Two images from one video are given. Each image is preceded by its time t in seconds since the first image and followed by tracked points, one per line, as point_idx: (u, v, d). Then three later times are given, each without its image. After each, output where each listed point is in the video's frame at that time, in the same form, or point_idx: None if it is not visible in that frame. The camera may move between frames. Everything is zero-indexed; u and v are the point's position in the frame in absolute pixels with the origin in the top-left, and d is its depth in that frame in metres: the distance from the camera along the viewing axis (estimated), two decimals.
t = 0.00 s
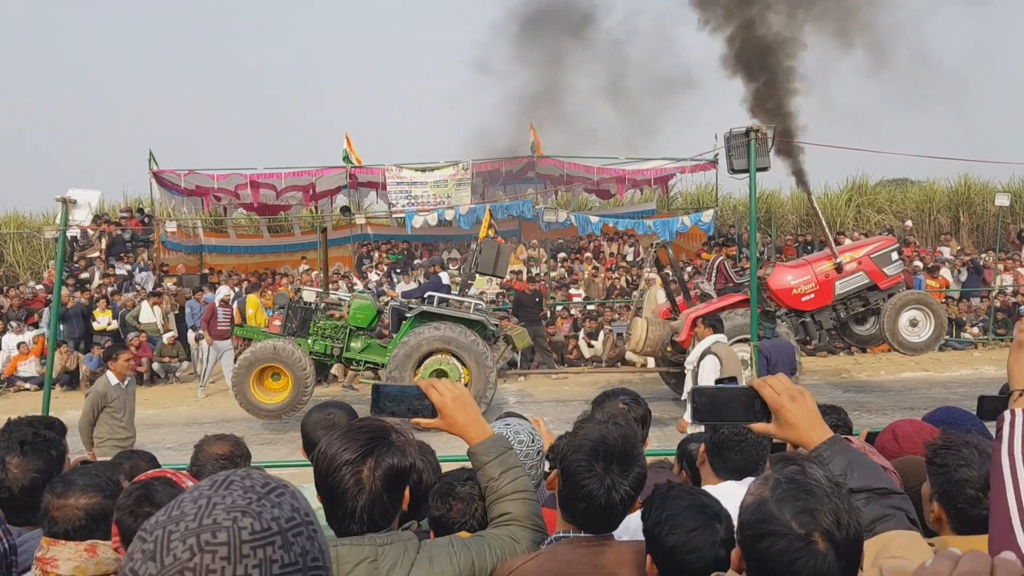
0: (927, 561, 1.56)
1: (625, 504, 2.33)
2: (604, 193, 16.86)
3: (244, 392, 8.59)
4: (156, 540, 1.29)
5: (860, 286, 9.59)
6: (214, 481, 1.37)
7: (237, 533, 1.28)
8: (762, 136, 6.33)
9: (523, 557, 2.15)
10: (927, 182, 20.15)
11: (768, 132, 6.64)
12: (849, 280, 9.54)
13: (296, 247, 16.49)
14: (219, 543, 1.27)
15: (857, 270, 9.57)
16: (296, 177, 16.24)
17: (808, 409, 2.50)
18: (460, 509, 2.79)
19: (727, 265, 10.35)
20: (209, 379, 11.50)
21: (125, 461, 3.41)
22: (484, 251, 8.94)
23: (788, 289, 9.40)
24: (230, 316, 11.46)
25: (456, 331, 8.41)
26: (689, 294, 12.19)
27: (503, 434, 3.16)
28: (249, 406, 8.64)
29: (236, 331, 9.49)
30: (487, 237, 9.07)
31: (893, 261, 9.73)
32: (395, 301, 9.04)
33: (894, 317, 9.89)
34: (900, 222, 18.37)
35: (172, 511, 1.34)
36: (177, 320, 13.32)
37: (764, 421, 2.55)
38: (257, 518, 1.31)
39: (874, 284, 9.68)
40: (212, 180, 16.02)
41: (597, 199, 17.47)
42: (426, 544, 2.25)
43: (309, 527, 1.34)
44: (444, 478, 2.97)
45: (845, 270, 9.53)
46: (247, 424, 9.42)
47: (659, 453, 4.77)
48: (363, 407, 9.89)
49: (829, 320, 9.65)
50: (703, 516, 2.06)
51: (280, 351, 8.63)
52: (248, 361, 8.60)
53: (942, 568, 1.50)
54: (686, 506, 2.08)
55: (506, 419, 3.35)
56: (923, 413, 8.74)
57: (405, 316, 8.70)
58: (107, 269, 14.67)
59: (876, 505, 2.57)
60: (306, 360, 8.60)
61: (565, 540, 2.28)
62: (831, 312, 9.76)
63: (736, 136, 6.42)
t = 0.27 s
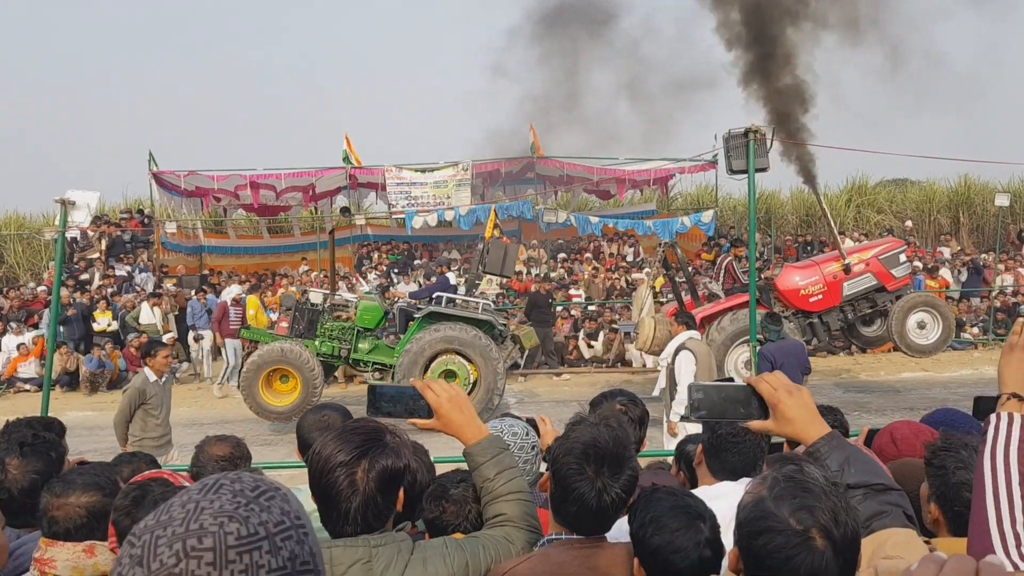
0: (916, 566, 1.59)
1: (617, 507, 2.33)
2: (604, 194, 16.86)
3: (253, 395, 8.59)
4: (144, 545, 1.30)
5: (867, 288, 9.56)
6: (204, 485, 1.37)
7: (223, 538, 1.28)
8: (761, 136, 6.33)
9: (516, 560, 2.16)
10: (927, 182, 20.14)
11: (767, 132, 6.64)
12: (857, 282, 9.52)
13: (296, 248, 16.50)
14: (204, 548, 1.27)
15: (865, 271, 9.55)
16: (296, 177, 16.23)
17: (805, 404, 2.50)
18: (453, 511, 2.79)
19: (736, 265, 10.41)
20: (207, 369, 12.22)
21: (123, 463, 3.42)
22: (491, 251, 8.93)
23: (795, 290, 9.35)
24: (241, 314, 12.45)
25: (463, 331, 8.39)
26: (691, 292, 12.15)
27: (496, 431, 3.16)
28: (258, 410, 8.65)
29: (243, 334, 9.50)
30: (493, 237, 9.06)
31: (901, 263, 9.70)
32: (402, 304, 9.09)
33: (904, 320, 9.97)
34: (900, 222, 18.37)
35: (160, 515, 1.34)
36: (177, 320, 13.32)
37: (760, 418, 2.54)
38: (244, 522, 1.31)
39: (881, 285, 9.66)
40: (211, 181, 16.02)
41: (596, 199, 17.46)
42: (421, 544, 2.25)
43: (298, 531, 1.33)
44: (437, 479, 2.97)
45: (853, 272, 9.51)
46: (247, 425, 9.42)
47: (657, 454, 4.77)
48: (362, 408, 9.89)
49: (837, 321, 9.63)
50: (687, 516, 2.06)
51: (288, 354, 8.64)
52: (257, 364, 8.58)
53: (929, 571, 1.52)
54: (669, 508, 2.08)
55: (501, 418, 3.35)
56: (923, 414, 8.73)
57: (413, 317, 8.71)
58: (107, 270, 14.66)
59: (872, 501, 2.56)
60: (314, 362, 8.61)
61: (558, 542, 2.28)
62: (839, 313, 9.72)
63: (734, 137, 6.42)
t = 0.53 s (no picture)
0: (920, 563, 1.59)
1: (611, 503, 2.32)
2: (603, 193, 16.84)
3: (261, 392, 8.64)
4: (145, 537, 1.30)
5: (874, 288, 9.59)
6: (205, 478, 1.37)
7: (223, 530, 1.28)
8: (760, 134, 6.33)
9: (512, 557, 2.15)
10: (926, 180, 20.14)
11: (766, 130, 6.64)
12: (864, 282, 9.54)
13: (296, 246, 16.51)
14: (204, 540, 1.28)
15: (873, 271, 9.56)
16: (296, 176, 16.22)
17: (805, 400, 2.50)
18: (453, 507, 2.79)
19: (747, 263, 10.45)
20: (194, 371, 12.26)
21: (124, 460, 3.41)
22: (501, 249, 8.92)
23: (803, 288, 9.33)
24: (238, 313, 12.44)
25: (466, 329, 8.39)
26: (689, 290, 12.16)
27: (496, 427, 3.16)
28: (267, 407, 8.68)
29: (249, 331, 9.50)
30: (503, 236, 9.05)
31: (909, 263, 9.72)
32: (408, 301, 9.07)
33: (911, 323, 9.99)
34: (899, 221, 18.38)
35: (162, 507, 1.34)
36: (176, 319, 13.31)
37: (761, 414, 2.54)
38: (244, 515, 1.31)
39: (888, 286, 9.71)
40: (210, 180, 16.00)
41: (596, 198, 17.46)
42: (421, 540, 2.25)
43: (299, 524, 1.33)
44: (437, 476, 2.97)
45: (861, 271, 9.52)
46: (246, 424, 9.42)
47: (657, 451, 4.77)
48: (362, 406, 9.88)
49: (843, 321, 9.64)
50: (683, 514, 2.06)
51: (295, 350, 8.68)
52: (265, 361, 8.63)
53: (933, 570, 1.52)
54: (665, 505, 2.08)
55: (501, 415, 3.35)
56: (922, 412, 8.73)
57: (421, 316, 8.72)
58: (106, 269, 14.64)
59: (873, 498, 2.56)
60: (322, 356, 8.64)
61: (555, 538, 2.27)
62: (845, 313, 9.75)
63: (734, 135, 6.43)
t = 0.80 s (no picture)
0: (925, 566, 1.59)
1: (607, 500, 2.32)
2: (603, 193, 16.83)
3: (271, 391, 8.70)
4: (148, 538, 1.30)
5: (882, 290, 9.60)
6: (208, 478, 1.37)
7: (225, 532, 1.28)
8: (760, 135, 6.33)
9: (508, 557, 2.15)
10: (926, 180, 20.13)
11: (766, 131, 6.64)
12: (871, 283, 9.54)
13: (295, 247, 16.52)
14: (206, 542, 1.27)
15: (880, 272, 9.58)
16: (296, 176, 16.21)
17: (809, 404, 2.49)
18: (451, 507, 2.79)
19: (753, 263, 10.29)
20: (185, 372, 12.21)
21: (125, 459, 3.41)
22: (510, 251, 8.91)
23: (810, 289, 9.33)
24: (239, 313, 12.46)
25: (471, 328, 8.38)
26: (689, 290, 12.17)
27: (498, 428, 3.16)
28: (277, 404, 8.74)
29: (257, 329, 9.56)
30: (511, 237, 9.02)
31: (917, 265, 9.74)
32: (417, 301, 9.12)
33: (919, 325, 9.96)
34: (899, 221, 18.38)
35: (164, 508, 1.34)
36: (176, 320, 13.32)
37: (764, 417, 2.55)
38: (246, 516, 1.31)
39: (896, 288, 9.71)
40: (210, 180, 16.00)
41: (596, 198, 17.47)
42: (418, 539, 2.25)
43: (300, 525, 1.33)
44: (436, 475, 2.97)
45: (868, 272, 9.52)
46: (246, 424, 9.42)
47: (658, 451, 4.77)
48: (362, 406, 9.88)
49: (850, 322, 9.61)
50: (674, 514, 2.06)
51: (302, 346, 8.74)
52: (273, 358, 8.68)
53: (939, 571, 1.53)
54: (657, 506, 2.09)
55: (502, 415, 3.36)
56: (922, 413, 8.73)
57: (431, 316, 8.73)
58: (106, 269, 14.64)
59: (878, 503, 2.57)
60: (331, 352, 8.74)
61: (551, 538, 2.26)
62: (853, 314, 9.72)
63: (733, 136, 6.43)
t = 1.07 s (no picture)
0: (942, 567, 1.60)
1: (604, 494, 2.31)
2: (603, 194, 16.83)
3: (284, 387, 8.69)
4: (163, 538, 1.30)
5: (891, 290, 9.61)
6: (222, 479, 1.37)
7: (240, 532, 1.29)
8: (761, 136, 6.34)
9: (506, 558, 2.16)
10: (927, 181, 20.14)
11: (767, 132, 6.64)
12: (880, 284, 9.54)
13: (296, 248, 16.54)
14: (222, 541, 1.28)
15: (889, 273, 9.59)
16: (296, 177, 16.21)
17: (815, 423, 2.50)
18: (451, 509, 2.79)
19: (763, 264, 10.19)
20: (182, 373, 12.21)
21: (123, 460, 3.41)
22: (519, 252, 8.89)
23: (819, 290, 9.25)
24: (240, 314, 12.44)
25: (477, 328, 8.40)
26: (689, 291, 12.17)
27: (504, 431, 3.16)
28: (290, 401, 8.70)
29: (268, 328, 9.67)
30: (521, 239, 9.01)
31: (926, 265, 9.76)
32: (427, 300, 9.14)
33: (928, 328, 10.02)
34: (899, 222, 18.38)
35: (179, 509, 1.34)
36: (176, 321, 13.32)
37: (769, 434, 2.56)
38: (261, 516, 1.31)
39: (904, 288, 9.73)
40: (211, 181, 15.99)
41: (596, 199, 17.47)
42: (416, 538, 2.26)
43: (313, 525, 1.33)
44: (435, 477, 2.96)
45: (877, 273, 9.52)
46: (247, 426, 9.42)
47: (658, 452, 4.76)
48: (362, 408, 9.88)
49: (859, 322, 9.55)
50: (671, 517, 2.06)
51: (313, 341, 8.87)
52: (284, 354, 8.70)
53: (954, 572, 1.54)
54: (653, 508, 2.09)
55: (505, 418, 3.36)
56: (923, 414, 8.73)
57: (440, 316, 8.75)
58: (107, 270, 14.63)
59: (885, 521, 2.48)
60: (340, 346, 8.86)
61: (549, 540, 2.25)
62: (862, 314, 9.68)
63: (734, 137, 6.44)
